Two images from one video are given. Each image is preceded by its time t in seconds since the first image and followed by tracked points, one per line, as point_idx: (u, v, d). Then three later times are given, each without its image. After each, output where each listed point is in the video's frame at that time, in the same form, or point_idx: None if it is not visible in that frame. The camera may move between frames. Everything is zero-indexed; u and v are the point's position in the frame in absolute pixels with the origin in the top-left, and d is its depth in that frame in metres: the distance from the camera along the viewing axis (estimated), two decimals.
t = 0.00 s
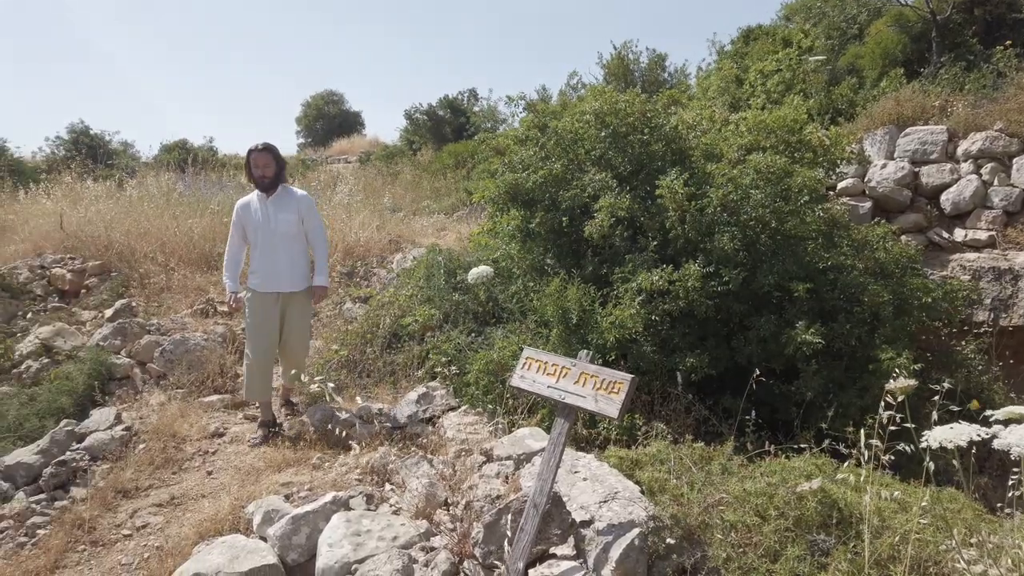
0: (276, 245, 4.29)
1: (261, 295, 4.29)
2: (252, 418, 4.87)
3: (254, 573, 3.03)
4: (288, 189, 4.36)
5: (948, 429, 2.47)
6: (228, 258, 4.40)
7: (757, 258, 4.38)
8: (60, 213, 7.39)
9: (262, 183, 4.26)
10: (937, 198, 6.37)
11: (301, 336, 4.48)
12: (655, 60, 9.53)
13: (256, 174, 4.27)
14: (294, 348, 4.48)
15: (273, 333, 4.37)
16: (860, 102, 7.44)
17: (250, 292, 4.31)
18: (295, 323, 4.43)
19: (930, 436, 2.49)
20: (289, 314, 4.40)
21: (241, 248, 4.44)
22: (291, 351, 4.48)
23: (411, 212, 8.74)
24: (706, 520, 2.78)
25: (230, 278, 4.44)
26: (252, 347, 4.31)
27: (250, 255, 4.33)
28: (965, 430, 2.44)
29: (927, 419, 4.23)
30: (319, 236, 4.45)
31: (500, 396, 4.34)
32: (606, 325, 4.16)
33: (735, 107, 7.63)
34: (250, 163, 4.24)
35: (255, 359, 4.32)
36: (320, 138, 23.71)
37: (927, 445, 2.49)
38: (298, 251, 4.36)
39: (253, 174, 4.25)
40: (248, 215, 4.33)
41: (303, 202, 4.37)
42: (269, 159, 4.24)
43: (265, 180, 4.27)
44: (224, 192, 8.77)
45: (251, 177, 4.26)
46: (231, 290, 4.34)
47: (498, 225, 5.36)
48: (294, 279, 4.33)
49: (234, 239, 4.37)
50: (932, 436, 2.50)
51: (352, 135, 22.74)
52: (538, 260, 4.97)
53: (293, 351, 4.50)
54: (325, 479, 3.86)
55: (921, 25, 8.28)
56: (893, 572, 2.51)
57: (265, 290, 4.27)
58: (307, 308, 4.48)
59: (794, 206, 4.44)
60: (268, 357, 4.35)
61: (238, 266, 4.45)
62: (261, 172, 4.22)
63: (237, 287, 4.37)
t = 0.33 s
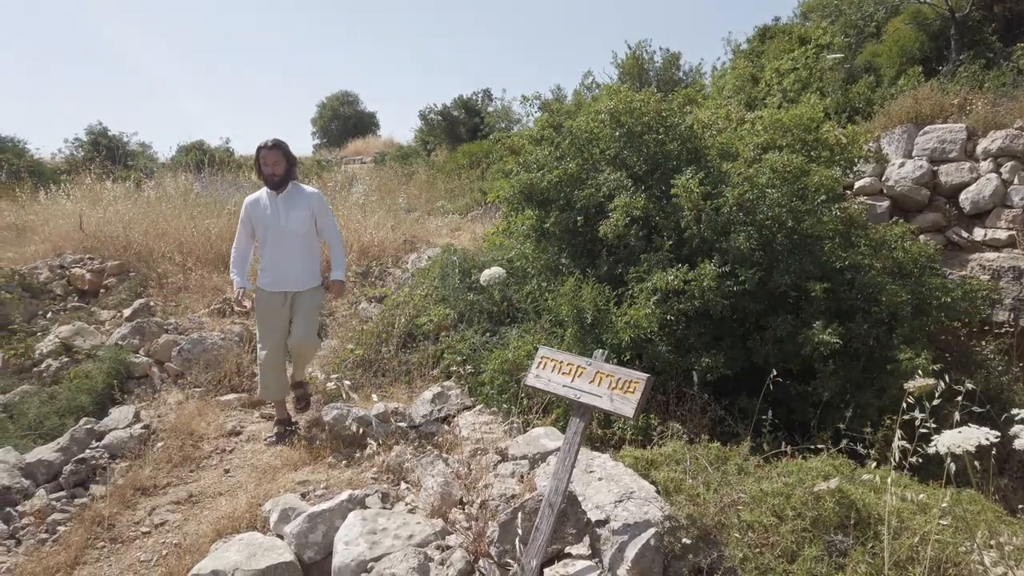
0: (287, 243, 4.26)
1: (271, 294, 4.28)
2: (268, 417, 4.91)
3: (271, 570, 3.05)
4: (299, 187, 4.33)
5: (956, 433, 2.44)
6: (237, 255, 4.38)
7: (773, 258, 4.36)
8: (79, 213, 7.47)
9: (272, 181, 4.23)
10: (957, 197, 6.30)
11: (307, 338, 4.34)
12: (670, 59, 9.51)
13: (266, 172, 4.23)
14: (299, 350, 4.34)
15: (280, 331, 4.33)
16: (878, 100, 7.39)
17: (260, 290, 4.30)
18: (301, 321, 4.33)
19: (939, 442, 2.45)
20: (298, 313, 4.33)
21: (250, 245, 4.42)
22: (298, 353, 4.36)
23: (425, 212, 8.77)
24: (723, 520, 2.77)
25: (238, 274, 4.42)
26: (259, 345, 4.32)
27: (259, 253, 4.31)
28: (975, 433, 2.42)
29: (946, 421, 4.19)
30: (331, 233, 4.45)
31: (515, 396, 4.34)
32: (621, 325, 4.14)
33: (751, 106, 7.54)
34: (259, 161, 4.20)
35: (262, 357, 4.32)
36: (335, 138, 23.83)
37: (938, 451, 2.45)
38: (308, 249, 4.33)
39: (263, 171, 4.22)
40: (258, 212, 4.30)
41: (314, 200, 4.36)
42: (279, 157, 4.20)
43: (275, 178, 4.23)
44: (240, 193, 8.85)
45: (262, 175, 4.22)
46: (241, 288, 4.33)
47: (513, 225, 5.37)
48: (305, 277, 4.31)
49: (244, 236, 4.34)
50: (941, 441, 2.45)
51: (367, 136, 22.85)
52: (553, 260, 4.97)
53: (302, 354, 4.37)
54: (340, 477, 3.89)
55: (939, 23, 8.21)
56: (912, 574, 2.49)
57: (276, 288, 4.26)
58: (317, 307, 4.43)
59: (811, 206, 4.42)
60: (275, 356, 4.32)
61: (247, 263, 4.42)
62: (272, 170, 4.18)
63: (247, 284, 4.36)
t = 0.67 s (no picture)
0: (296, 246, 4.14)
1: (279, 298, 4.17)
2: (286, 415, 4.94)
3: (289, 567, 3.08)
4: (314, 189, 4.19)
5: (982, 430, 2.41)
6: (253, 256, 4.33)
7: (790, 257, 4.31)
8: (99, 213, 7.56)
9: (286, 182, 4.13)
10: (977, 195, 6.24)
11: (314, 348, 4.21)
12: (685, 58, 9.50)
13: (281, 173, 4.14)
14: (306, 361, 4.22)
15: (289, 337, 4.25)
16: (896, 98, 7.33)
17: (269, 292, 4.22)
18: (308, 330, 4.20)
19: (964, 438, 2.43)
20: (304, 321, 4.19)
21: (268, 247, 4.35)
22: (303, 366, 4.22)
23: (440, 212, 8.80)
24: (740, 520, 2.76)
25: (254, 275, 4.38)
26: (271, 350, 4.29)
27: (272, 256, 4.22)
28: (1001, 431, 2.38)
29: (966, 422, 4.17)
30: (346, 237, 4.26)
31: (530, 395, 4.35)
32: (637, 324, 4.14)
33: (768, 105, 7.49)
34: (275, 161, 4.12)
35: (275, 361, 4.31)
36: (350, 138, 23.95)
37: (962, 447, 2.43)
38: (320, 254, 4.18)
39: (278, 172, 4.13)
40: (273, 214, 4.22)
41: (328, 201, 4.20)
42: (293, 158, 4.09)
43: (290, 180, 4.14)
44: (257, 193, 8.92)
45: (277, 176, 4.13)
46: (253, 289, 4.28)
47: (528, 224, 5.37)
48: (313, 283, 4.15)
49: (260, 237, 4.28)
50: (966, 438, 2.43)
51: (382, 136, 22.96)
52: (568, 259, 4.97)
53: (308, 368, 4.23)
54: (357, 475, 3.92)
55: (959, 19, 8.14)
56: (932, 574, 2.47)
57: (282, 291, 4.15)
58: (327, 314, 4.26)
59: (829, 204, 4.39)
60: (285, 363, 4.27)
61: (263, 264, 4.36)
62: (285, 171, 4.09)
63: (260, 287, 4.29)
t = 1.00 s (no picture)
0: (308, 253, 4.02)
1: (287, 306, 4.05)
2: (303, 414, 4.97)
3: (307, 564, 3.10)
4: (332, 196, 4.08)
5: (1006, 424, 2.39)
6: (269, 260, 4.25)
7: (808, 256, 4.29)
8: (119, 214, 7.65)
9: (304, 187, 4.04)
10: (998, 194, 6.16)
11: (323, 363, 4.07)
12: (701, 57, 9.47)
13: (301, 177, 4.06)
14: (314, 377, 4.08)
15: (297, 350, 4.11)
16: (915, 96, 7.27)
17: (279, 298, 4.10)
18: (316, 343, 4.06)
19: (987, 431, 2.41)
20: (313, 333, 4.06)
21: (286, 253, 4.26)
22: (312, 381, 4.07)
23: (456, 212, 8.83)
24: (758, 519, 2.75)
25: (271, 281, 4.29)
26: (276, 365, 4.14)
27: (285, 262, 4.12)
28: None
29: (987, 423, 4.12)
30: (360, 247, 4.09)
31: (546, 395, 4.35)
32: (653, 323, 4.13)
33: (784, 103, 7.45)
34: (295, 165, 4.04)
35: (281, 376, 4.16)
36: (366, 139, 24.05)
37: (985, 441, 2.41)
38: (332, 263, 4.04)
39: (297, 176, 4.05)
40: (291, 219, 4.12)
41: (345, 209, 4.08)
42: (312, 163, 4.00)
43: (308, 185, 4.05)
44: (274, 194, 8.99)
45: (296, 179, 4.05)
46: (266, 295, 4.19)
47: (543, 224, 5.38)
48: (321, 292, 4.01)
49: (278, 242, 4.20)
50: (990, 432, 2.41)
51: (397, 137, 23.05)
52: (584, 259, 4.97)
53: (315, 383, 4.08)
54: (374, 474, 3.94)
55: (979, 17, 8.06)
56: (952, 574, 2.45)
57: (290, 297, 4.02)
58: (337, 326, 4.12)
59: (847, 203, 4.36)
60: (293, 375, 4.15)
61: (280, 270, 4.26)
62: (303, 175, 4.00)
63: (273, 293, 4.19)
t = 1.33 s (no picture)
0: (314, 252, 3.98)
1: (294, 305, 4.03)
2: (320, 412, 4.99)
3: (325, 561, 3.12)
4: (340, 195, 4.01)
5: None
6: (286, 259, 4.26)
7: (827, 256, 4.26)
8: (139, 215, 7.74)
9: (313, 186, 4.01)
10: (1020, 192, 6.09)
11: (337, 364, 4.03)
12: (718, 56, 9.44)
13: (311, 176, 4.03)
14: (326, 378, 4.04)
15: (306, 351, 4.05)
16: (935, 94, 7.20)
17: (287, 297, 4.09)
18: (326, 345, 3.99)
19: (1011, 430, 2.35)
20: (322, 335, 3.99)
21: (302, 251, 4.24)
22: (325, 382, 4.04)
23: (472, 212, 8.85)
24: (777, 519, 2.74)
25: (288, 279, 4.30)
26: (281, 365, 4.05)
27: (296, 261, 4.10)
28: None
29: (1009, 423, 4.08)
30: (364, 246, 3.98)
31: (562, 394, 4.36)
32: (670, 323, 4.12)
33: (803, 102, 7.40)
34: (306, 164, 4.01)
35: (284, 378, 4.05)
36: (382, 140, 24.17)
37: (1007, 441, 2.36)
38: (335, 262, 3.97)
39: (308, 175, 4.02)
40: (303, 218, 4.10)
41: (352, 208, 3.99)
42: (320, 161, 3.96)
43: (318, 183, 4.01)
44: (291, 195, 9.05)
45: (306, 178, 4.02)
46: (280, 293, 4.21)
47: (559, 223, 5.39)
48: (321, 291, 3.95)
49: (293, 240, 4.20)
50: (1014, 431, 2.34)
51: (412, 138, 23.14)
52: (600, 258, 4.97)
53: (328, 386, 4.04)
54: (391, 471, 3.95)
55: (1000, 14, 7.98)
56: None
57: (296, 296, 4.00)
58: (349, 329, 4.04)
59: (867, 202, 4.34)
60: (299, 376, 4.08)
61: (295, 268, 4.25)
62: (312, 173, 3.97)
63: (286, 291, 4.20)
